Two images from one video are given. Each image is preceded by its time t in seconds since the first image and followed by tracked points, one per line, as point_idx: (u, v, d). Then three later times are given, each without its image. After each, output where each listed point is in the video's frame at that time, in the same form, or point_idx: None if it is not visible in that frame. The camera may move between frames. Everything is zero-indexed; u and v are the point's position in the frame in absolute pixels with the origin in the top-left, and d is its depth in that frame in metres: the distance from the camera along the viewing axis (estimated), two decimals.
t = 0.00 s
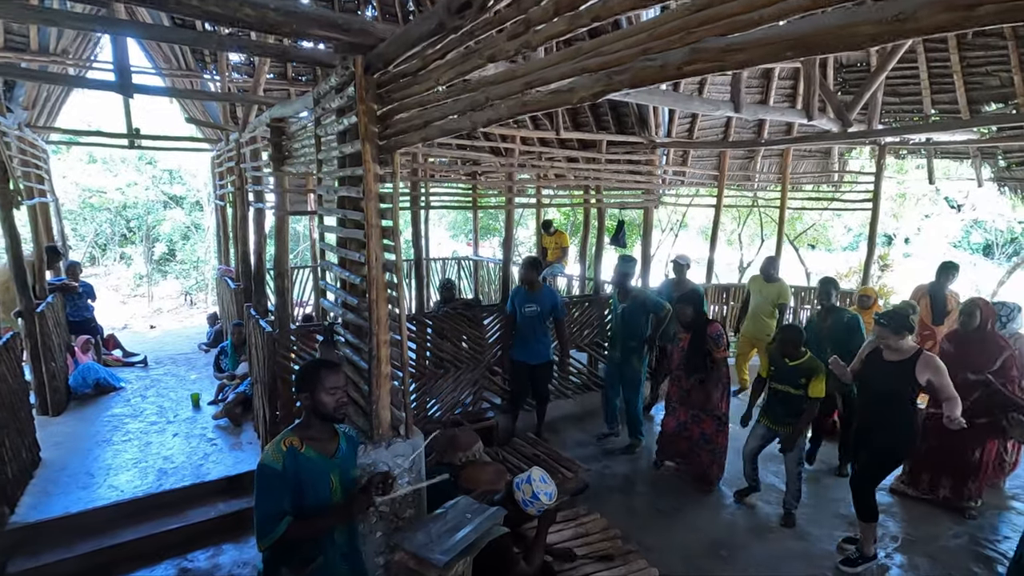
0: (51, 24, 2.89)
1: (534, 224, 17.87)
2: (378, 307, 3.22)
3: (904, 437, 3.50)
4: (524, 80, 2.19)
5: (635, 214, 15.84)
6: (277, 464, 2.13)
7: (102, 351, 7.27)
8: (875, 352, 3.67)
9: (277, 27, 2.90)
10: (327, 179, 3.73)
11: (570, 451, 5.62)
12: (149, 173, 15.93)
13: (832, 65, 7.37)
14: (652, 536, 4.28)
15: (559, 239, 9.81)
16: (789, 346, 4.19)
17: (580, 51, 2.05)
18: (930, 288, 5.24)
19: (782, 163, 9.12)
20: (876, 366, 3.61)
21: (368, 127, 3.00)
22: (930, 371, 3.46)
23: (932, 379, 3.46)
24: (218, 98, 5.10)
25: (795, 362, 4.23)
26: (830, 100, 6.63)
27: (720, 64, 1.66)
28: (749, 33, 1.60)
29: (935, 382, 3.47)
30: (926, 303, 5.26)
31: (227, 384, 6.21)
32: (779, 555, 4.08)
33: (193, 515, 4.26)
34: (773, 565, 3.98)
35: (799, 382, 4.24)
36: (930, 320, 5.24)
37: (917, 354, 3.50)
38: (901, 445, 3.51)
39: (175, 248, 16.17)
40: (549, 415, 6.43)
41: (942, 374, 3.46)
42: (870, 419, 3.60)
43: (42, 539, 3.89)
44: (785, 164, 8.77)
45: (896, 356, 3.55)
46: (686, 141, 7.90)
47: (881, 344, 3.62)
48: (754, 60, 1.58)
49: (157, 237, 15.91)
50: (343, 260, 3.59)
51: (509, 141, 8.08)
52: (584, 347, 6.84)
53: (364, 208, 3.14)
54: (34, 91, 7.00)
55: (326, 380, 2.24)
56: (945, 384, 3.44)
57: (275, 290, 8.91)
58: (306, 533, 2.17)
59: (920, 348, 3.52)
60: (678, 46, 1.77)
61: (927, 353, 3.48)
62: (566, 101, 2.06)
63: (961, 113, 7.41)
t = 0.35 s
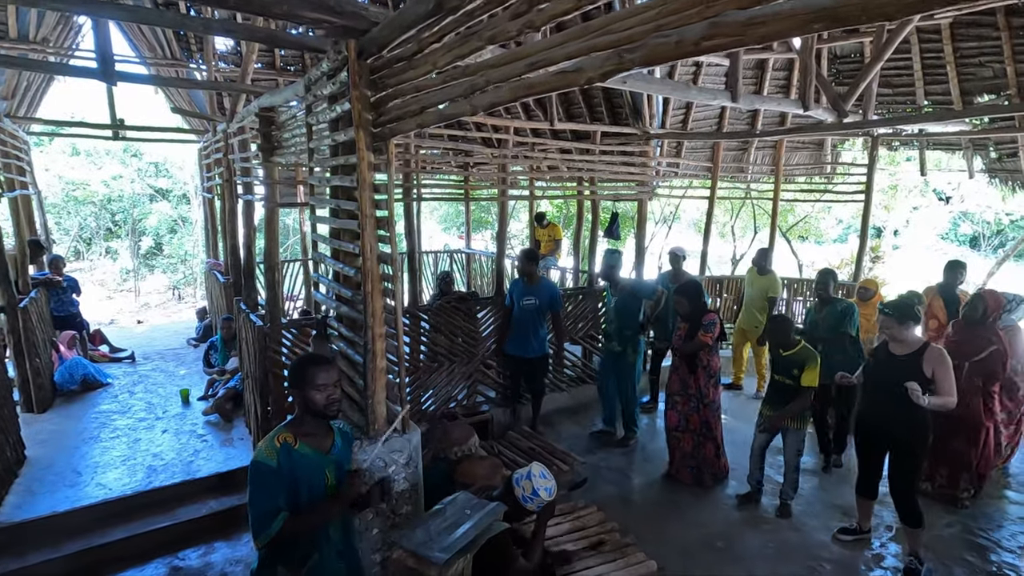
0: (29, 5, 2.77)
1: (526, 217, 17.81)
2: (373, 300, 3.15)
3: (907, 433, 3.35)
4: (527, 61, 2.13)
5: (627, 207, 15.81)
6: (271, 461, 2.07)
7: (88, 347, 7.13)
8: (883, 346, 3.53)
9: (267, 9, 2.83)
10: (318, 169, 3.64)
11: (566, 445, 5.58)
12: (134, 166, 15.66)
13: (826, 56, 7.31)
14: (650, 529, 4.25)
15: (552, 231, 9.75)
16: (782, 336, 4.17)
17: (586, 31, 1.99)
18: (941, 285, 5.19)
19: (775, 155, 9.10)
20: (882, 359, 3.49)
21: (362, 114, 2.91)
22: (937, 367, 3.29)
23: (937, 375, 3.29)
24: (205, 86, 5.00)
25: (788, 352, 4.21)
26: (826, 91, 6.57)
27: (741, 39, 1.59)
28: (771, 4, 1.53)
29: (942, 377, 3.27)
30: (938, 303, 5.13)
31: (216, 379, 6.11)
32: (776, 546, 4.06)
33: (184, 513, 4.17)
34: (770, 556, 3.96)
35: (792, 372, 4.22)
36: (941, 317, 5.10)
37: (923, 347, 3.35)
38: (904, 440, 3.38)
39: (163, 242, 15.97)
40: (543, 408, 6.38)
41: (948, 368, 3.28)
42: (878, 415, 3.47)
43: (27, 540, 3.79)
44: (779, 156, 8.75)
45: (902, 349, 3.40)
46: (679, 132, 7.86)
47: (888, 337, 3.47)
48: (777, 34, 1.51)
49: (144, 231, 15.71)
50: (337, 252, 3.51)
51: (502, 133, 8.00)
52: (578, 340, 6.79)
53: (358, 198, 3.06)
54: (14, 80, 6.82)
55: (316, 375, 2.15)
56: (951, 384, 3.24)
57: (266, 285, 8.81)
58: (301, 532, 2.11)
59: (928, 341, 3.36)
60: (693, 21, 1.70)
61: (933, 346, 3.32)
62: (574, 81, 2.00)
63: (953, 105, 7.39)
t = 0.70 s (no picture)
0: None
1: (520, 209, 17.75)
2: (371, 289, 3.11)
3: (933, 429, 3.33)
4: (532, 41, 2.08)
5: (621, 198, 15.79)
6: (268, 454, 2.02)
7: (77, 341, 7.03)
8: (905, 345, 3.48)
9: None
10: (313, 157, 3.58)
11: (562, 435, 5.56)
12: (122, 157, 15.44)
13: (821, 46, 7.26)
14: (648, 519, 4.24)
15: (547, 223, 9.71)
16: (763, 316, 4.21)
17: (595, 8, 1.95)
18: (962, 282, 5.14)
19: (770, 146, 9.08)
20: (908, 358, 3.45)
21: (359, 100, 2.85)
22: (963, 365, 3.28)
23: (966, 373, 3.27)
24: (195, 73, 4.91)
25: (770, 333, 4.24)
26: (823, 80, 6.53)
27: (760, 13, 1.57)
28: None
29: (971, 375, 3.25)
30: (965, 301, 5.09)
31: (209, 372, 6.03)
32: (774, 534, 4.06)
33: (178, 507, 4.11)
34: (768, 544, 3.96)
35: (778, 352, 4.23)
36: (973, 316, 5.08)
37: (950, 346, 3.32)
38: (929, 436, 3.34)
39: (152, 235, 15.81)
40: (539, 400, 6.37)
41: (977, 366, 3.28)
42: (904, 415, 3.43)
43: (19, 536, 3.72)
44: (774, 146, 8.73)
45: (927, 349, 3.36)
46: (675, 122, 7.81)
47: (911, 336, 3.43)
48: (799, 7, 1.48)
49: (133, 223, 15.53)
50: (333, 241, 3.46)
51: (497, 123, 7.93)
52: (574, 331, 6.76)
53: (355, 185, 3.00)
54: None
55: (311, 367, 2.10)
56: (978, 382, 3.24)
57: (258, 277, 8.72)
58: (300, 524, 2.06)
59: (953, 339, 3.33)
60: None
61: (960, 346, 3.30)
62: (583, 61, 1.96)
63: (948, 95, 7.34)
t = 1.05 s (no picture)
0: None
1: (512, 202, 17.70)
2: (363, 276, 3.06)
3: (934, 417, 3.28)
4: (528, 14, 2.03)
5: (615, 190, 15.77)
6: (259, 443, 1.97)
7: (64, 335, 6.93)
8: (905, 330, 3.38)
9: None
10: (303, 143, 3.52)
11: (556, 426, 5.54)
12: (108, 149, 15.22)
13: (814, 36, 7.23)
14: (643, 508, 4.23)
15: (540, 215, 9.67)
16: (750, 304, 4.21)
17: None
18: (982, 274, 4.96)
19: (762, 137, 9.07)
20: (908, 347, 3.36)
21: (350, 82, 2.80)
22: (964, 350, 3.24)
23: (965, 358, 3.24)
24: (181, 60, 4.82)
25: (755, 320, 4.27)
26: (817, 69, 6.48)
27: None
28: None
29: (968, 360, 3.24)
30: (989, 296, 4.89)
31: (199, 365, 5.96)
32: (768, 522, 4.06)
33: (168, 501, 4.05)
34: (762, 532, 3.96)
35: (765, 336, 4.28)
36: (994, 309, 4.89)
37: (952, 332, 3.26)
38: (930, 424, 3.30)
39: (139, 228, 15.66)
40: (533, 391, 6.35)
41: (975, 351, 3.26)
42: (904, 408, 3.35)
43: (5, 531, 3.66)
44: (766, 137, 8.72)
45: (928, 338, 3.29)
46: (668, 113, 7.77)
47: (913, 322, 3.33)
48: None
49: (120, 217, 15.36)
50: (324, 228, 3.40)
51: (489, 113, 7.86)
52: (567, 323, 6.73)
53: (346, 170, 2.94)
54: None
55: (303, 355, 2.05)
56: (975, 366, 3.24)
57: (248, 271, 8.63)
58: (293, 515, 2.02)
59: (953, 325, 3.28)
60: None
61: (960, 333, 3.25)
62: (580, 33, 1.92)
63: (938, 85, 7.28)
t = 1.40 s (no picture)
0: None
1: (504, 198, 17.65)
2: (356, 269, 3.01)
3: (912, 409, 3.31)
4: None
5: (607, 185, 15.76)
6: (247, 437, 1.93)
7: (50, 332, 6.83)
8: (886, 323, 3.47)
9: None
10: (293, 134, 3.46)
11: (550, 420, 5.52)
12: (94, 145, 15.03)
13: (806, 30, 7.22)
14: (638, 501, 4.21)
15: (532, 210, 9.65)
16: (750, 302, 4.15)
17: None
18: (1005, 272, 4.85)
19: (754, 131, 9.07)
20: (889, 338, 3.43)
21: (340, 70, 2.75)
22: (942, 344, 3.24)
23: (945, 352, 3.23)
24: (168, 51, 4.74)
25: (753, 317, 4.21)
26: (808, 63, 6.42)
27: None
28: None
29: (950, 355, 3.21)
30: (1005, 293, 4.84)
31: (189, 362, 5.88)
32: (763, 514, 4.05)
33: (158, 499, 4.00)
34: (757, 523, 3.95)
35: (762, 335, 4.21)
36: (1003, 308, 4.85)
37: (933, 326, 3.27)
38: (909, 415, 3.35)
39: (127, 225, 15.52)
40: (526, 386, 6.32)
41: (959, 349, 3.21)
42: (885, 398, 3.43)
43: None
44: (758, 131, 8.70)
45: (906, 329, 3.35)
46: (661, 106, 7.74)
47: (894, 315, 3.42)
48: None
49: (107, 213, 15.20)
50: (315, 220, 3.35)
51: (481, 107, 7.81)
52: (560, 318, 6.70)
53: (337, 160, 2.89)
54: None
55: (291, 346, 2.00)
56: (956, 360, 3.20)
57: (238, 267, 8.56)
58: (284, 509, 1.98)
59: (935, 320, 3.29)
60: None
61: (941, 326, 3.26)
62: (577, 15, 1.90)
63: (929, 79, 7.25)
